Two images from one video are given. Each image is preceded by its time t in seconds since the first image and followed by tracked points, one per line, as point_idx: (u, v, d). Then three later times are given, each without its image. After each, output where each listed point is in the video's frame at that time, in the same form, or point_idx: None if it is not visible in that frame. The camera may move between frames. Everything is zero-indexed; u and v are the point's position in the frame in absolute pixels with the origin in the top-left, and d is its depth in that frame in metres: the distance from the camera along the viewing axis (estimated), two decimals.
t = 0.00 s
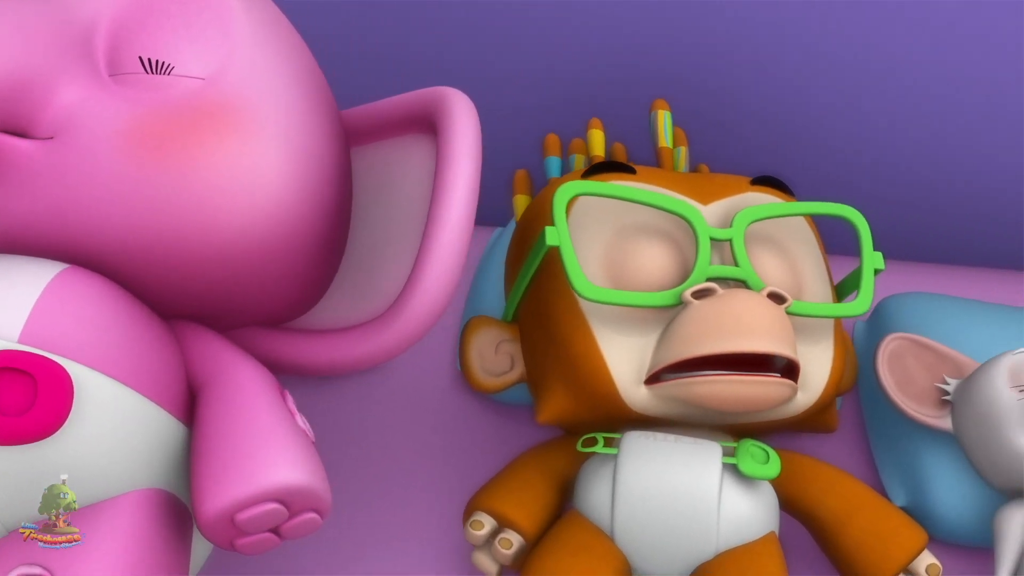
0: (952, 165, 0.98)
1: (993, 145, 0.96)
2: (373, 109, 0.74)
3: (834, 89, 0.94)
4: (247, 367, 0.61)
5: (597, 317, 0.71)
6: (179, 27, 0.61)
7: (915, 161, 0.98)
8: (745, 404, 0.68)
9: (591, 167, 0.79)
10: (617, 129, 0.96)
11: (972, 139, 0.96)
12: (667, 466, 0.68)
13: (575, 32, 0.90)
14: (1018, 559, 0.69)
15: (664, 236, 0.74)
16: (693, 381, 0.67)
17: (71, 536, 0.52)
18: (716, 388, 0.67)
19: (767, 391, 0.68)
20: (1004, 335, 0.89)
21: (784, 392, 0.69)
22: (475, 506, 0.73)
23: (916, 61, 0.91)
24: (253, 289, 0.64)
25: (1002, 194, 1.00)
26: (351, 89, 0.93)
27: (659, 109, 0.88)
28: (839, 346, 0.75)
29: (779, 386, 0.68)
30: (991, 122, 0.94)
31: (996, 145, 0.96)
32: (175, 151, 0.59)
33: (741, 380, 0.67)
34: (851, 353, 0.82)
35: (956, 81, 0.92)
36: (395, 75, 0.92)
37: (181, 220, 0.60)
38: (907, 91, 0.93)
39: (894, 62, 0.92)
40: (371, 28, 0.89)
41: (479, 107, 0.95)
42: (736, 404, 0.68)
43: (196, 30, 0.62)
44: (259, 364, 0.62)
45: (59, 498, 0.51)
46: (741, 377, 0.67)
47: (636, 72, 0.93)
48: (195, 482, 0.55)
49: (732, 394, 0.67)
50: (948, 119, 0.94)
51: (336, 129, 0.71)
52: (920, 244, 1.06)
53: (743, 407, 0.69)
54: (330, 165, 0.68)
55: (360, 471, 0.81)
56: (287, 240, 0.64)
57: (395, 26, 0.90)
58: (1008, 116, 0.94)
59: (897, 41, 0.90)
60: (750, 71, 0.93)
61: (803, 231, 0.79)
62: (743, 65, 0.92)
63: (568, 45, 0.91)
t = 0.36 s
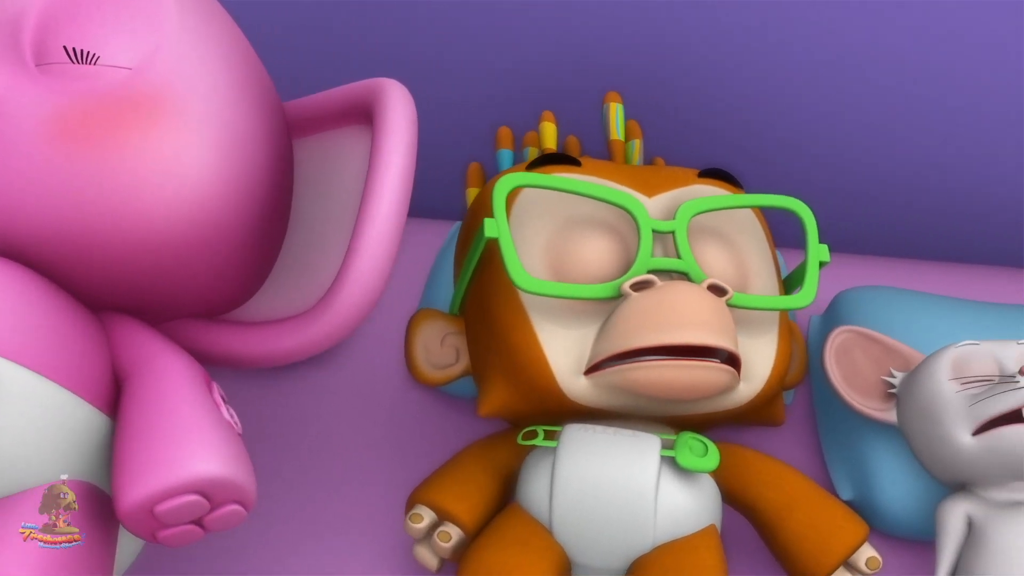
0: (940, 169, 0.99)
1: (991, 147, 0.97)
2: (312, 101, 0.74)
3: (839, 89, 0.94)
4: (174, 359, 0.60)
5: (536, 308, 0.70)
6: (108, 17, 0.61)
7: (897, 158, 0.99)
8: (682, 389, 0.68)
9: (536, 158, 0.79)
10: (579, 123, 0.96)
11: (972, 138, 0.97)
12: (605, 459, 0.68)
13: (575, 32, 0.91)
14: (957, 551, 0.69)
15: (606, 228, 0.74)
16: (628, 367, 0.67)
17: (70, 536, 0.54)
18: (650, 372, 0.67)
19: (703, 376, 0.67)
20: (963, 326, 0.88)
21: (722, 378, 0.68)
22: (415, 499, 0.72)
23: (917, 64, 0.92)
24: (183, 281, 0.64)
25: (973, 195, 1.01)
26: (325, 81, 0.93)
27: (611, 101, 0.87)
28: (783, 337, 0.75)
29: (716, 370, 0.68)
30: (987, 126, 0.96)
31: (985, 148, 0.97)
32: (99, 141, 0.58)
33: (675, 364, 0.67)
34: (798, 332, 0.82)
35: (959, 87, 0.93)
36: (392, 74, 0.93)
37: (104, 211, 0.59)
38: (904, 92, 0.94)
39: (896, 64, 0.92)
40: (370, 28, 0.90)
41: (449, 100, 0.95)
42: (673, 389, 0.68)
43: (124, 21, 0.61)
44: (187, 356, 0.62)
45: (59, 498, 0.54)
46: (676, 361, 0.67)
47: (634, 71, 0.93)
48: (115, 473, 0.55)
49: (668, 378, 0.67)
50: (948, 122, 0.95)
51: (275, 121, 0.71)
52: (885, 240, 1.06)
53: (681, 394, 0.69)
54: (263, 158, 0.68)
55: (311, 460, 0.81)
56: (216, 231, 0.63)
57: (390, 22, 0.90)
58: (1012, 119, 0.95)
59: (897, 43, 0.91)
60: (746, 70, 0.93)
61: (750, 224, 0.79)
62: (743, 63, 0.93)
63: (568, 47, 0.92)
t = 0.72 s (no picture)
0: (930, 170, 0.98)
1: (989, 150, 0.96)
2: (255, 95, 0.74)
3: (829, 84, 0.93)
4: (99, 350, 0.60)
5: (475, 301, 0.70)
6: (36, 6, 0.60)
7: (878, 158, 0.98)
8: (622, 375, 0.67)
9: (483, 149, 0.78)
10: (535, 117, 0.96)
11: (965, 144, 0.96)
12: (541, 451, 0.67)
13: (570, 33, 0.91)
14: (897, 544, 0.68)
15: (549, 219, 0.74)
16: (566, 350, 0.67)
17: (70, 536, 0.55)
18: (589, 355, 0.66)
19: (643, 360, 0.67)
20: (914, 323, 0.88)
21: (663, 364, 0.68)
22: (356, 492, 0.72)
23: (917, 68, 0.92)
24: (111, 274, 0.63)
25: (954, 195, 1.00)
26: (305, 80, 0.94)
27: (563, 94, 0.86)
28: (728, 328, 0.75)
29: (656, 355, 0.67)
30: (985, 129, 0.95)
31: (981, 152, 0.96)
32: (22, 132, 0.58)
33: (616, 346, 0.66)
34: (745, 318, 0.82)
35: (953, 90, 0.92)
36: (392, 76, 0.94)
37: (27, 203, 0.58)
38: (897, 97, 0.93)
39: (894, 66, 0.92)
40: (372, 28, 0.91)
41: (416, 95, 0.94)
42: (613, 375, 0.67)
43: (50, 10, 0.60)
44: (113, 347, 0.62)
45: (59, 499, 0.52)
46: (616, 343, 0.66)
47: (610, 68, 0.93)
48: (33, 465, 0.54)
49: (607, 362, 0.66)
50: (945, 126, 0.95)
51: (217, 115, 0.71)
52: (851, 235, 1.06)
53: (621, 382, 0.69)
54: (196, 150, 0.67)
55: (260, 457, 0.81)
56: (145, 224, 0.63)
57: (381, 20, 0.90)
58: (1010, 125, 0.94)
59: (890, 43, 0.90)
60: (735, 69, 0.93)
61: (698, 216, 0.79)
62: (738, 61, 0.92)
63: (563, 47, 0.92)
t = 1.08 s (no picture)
0: (924, 171, 0.97)
1: (973, 158, 0.95)
2: (196, 86, 0.74)
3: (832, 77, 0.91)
4: (23, 339, 0.59)
5: (414, 293, 0.70)
6: None
7: (856, 162, 0.97)
8: (560, 364, 0.66)
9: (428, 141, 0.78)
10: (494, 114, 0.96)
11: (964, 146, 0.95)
12: (477, 443, 0.67)
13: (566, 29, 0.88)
14: (836, 537, 0.68)
15: (491, 210, 0.73)
16: (503, 338, 0.66)
17: (70, 537, 0.59)
18: (525, 343, 0.66)
19: (581, 347, 0.66)
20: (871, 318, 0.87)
21: (601, 353, 0.67)
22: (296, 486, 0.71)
23: (927, 68, 0.90)
24: (40, 267, 0.62)
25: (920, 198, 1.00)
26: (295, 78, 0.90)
27: (514, 86, 0.86)
28: (673, 319, 0.75)
29: (594, 343, 0.67)
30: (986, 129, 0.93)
31: (985, 154, 0.95)
32: None
33: (552, 334, 0.66)
34: (695, 310, 0.82)
35: (962, 91, 0.91)
36: (391, 78, 0.90)
37: None
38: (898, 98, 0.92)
39: (887, 73, 0.90)
40: (373, 27, 0.87)
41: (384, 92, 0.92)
42: (550, 363, 0.66)
43: None
44: (39, 338, 0.61)
45: (59, 499, 0.56)
46: (552, 331, 0.66)
47: (583, 68, 0.91)
48: None
49: (545, 350, 0.66)
50: (943, 129, 0.93)
51: (156, 107, 0.71)
52: (813, 232, 1.06)
53: (559, 375, 0.68)
54: (128, 144, 0.66)
55: (205, 454, 0.81)
56: (74, 218, 0.61)
57: (369, 14, 0.87)
58: (1016, 129, 0.93)
59: (875, 50, 0.89)
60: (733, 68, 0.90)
61: (643, 207, 0.78)
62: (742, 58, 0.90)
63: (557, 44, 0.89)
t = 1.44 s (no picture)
0: (898, 177, 0.97)
1: (951, 169, 0.95)
2: (137, 77, 0.73)
3: (816, 73, 0.88)
4: None
5: (352, 285, 0.70)
6: None
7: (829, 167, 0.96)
8: (496, 358, 0.66)
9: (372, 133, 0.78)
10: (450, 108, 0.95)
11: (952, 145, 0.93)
12: (413, 437, 0.67)
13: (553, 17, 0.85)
14: (775, 530, 0.68)
15: (433, 203, 0.73)
16: (438, 333, 0.66)
17: (70, 536, 0.70)
18: (460, 338, 0.66)
19: (518, 343, 0.66)
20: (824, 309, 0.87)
21: (539, 348, 0.67)
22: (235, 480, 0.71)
23: (925, 78, 0.88)
24: None
25: (887, 200, 1.00)
26: (291, 76, 0.89)
27: (466, 78, 0.84)
28: (617, 312, 0.74)
29: (531, 338, 0.66)
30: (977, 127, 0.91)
31: (963, 165, 0.95)
32: None
33: (489, 329, 0.65)
34: (644, 302, 0.81)
35: (952, 90, 0.89)
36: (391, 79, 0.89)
37: None
38: (882, 97, 0.90)
39: (885, 79, 0.89)
40: (373, 27, 0.86)
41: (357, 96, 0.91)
42: (486, 358, 0.66)
43: None
44: None
45: (60, 499, 0.71)
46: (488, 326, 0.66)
47: (574, 69, 0.89)
48: None
49: (481, 345, 0.66)
50: (925, 139, 0.93)
51: (95, 98, 0.70)
52: (782, 224, 1.04)
53: (497, 368, 0.68)
54: (64, 134, 0.65)
55: (149, 448, 0.81)
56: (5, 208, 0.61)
57: (343, 8, 0.85)
58: (998, 143, 0.92)
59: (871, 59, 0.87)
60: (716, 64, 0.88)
61: (589, 199, 0.78)
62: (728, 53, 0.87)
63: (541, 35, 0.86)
